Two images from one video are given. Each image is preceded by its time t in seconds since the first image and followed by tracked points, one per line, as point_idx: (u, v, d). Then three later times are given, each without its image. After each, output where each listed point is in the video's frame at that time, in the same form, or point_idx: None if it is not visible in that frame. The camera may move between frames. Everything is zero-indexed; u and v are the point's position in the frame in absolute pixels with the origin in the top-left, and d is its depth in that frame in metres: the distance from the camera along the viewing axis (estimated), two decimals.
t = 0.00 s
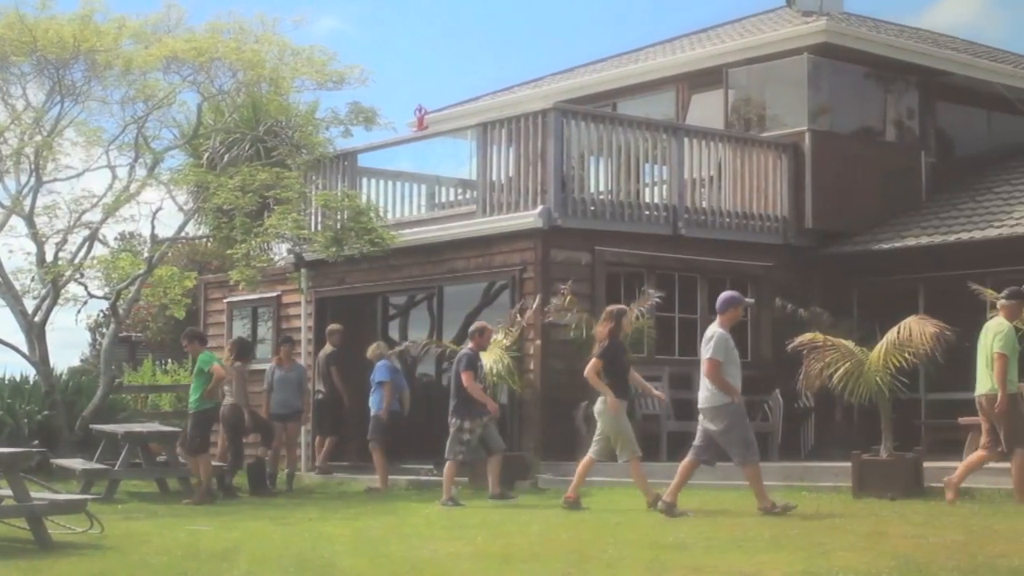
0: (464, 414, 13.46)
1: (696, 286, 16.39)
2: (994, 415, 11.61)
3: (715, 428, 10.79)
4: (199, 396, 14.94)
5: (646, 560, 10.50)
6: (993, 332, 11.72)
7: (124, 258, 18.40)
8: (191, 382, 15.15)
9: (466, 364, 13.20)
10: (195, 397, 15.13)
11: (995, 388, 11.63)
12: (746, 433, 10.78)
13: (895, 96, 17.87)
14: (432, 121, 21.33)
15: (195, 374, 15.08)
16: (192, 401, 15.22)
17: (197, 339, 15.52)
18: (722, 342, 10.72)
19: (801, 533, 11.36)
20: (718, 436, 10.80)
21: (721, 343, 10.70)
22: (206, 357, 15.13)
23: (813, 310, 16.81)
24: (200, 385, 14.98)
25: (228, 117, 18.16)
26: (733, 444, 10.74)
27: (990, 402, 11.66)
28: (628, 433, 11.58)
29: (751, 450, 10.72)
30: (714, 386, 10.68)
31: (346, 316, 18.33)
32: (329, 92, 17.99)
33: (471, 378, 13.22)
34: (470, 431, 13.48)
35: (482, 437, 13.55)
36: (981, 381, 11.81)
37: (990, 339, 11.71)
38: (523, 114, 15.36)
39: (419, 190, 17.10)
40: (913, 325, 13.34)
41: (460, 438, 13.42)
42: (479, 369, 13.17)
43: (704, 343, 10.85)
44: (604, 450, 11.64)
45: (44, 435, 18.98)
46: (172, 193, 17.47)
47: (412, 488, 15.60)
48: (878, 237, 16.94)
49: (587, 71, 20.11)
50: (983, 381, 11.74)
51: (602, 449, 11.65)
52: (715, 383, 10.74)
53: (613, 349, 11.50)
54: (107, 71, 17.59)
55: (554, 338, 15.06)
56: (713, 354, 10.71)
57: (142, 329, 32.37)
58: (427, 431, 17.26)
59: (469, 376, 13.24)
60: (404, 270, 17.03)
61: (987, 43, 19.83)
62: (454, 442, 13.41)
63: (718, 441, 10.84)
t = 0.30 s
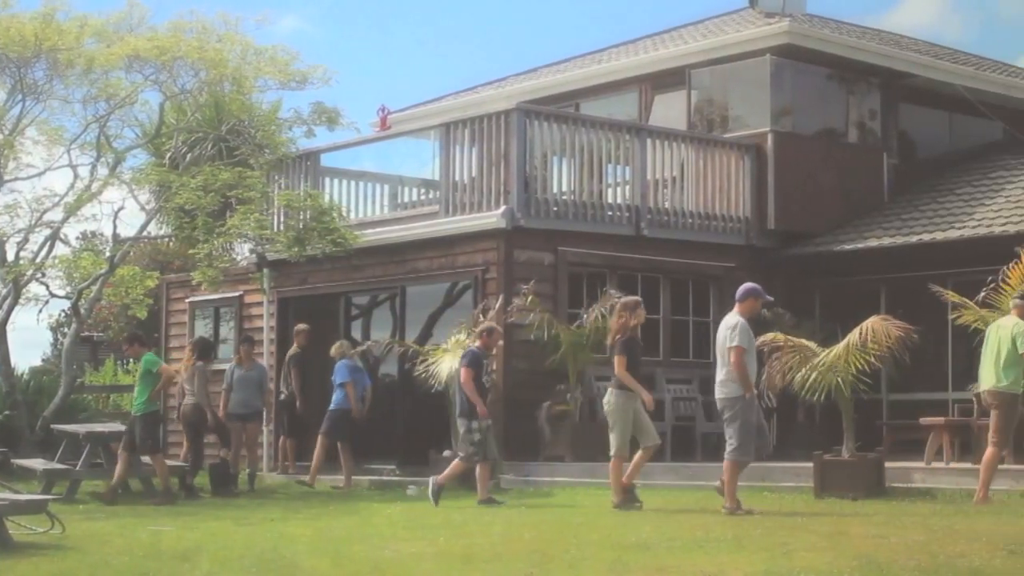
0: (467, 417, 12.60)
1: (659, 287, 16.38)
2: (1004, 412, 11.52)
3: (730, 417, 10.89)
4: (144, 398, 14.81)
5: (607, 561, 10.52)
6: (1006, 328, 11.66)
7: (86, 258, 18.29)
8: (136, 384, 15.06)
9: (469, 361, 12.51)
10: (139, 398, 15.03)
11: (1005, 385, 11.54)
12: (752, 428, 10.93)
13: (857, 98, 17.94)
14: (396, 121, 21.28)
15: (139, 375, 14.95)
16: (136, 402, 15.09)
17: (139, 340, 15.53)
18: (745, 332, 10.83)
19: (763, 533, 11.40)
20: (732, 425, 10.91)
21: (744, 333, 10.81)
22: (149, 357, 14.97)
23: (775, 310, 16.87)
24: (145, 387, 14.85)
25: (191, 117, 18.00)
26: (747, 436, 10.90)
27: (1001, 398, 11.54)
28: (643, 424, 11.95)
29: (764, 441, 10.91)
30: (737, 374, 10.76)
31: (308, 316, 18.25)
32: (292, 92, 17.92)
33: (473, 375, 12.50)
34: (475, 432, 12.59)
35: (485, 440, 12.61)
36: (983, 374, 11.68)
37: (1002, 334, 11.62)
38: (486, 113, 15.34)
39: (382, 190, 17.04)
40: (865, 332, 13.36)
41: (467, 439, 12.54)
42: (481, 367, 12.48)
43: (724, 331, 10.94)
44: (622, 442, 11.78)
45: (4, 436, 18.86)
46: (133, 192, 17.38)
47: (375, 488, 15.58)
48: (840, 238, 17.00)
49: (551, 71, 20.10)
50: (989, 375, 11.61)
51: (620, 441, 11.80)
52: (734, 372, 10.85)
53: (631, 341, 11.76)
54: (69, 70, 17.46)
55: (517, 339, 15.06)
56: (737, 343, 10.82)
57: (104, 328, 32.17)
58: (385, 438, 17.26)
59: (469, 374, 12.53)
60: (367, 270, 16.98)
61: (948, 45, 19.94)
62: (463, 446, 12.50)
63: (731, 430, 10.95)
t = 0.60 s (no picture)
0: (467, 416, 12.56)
1: (621, 287, 16.40)
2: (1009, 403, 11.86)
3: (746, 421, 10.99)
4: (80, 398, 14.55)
5: (568, 561, 10.53)
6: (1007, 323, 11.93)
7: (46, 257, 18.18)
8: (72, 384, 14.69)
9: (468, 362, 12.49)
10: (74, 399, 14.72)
11: (1011, 376, 11.89)
12: (760, 433, 11.02)
13: (819, 99, 18.01)
14: (359, 121, 21.23)
15: (75, 374, 14.65)
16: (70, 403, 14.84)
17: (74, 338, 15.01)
18: (767, 339, 10.90)
19: (725, 533, 11.42)
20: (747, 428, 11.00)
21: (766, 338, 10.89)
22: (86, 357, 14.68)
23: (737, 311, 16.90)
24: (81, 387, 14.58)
25: (154, 115, 17.84)
26: (751, 440, 10.97)
27: (1006, 391, 11.88)
28: (655, 431, 11.26)
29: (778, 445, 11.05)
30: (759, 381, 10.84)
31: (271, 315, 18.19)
32: (255, 91, 17.85)
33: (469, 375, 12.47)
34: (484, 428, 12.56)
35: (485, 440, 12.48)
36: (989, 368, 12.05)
37: (1004, 329, 11.93)
38: (449, 113, 15.31)
39: (345, 190, 16.97)
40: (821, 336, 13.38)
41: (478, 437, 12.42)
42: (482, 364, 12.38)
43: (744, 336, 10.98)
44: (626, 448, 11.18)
45: None
46: (95, 191, 17.28)
47: (337, 488, 15.56)
48: (802, 239, 17.05)
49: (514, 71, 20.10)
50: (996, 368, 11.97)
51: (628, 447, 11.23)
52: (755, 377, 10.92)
53: (644, 344, 11.12)
54: (30, 68, 17.33)
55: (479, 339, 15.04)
56: (759, 348, 10.89)
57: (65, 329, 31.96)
58: (347, 439, 17.24)
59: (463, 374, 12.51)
60: (329, 270, 16.93)
61: (910, 47, 20.04)
62: (477, 443, 12.32)
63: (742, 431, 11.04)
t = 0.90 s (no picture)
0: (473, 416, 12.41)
1: (583, 287, 16.41)
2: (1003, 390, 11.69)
3: (768, 414, 10.96)
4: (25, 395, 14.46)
5: (531, 561, 10.55)
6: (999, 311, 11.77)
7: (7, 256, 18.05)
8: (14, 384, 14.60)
9: (472, 360, 12.33)
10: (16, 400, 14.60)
11: (1006, 363, 11.72)
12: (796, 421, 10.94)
13: (781, 100, 18.09)
14: (321, 121, 21.18)
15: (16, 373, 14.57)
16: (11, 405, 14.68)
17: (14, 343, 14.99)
18: (778, 330, 10.89)
19: (686, 533, 11.45)
20: (771, 421, 10.97)
21: (778, 328, 10.88)
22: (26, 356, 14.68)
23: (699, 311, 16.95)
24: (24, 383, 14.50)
25: (115, 115, 17.71)
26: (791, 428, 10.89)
27: (998, 378, 11.71)
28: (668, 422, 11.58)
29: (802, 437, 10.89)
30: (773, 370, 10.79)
31: (232, 316, 18.09)
32: (217, 91, 17.78)
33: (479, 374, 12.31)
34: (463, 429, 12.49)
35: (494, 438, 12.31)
36: (980, 355, 11.88)
37: (996, 318, 11.79)
38: (412, 113, 15.27)
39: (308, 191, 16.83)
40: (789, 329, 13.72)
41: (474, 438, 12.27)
42: (490, 361, 12.12)
43: (756, 330, 11.00)
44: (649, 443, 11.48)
45: None
46: (56, 190, 17.18)
47: (299, 488, 15.53)
48: (764, 240, 17.11)
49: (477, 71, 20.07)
50: (989, 356, 11.80)
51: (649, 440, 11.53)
52: (770, 368, 10.91)
53: (655, 340, 11.45)
54: None
55: (441, 339, 15.02)
56: (771, 339, 10.88)
57: (27, 329, 31.74)
58: (310, 438, 17.17)
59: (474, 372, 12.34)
60: (291, 270, 16.87)
61: (872, 49, 20.14)
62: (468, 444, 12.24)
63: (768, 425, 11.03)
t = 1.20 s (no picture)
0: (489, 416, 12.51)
1: (548, 287, 16.42)
2: (991, 378, 12.19)
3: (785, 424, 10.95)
4: None
5: (495, 561, 10.56)
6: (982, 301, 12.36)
7: None
8: None
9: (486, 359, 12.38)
10: None
11: (996, 353, 12.23)
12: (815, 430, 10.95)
13: (746, 101, 18.14)
14: (286, 119, 21.13)
15: None
16: None
17: None
18: (794, 339, 10.88)
19: (651, 533, 11.48)
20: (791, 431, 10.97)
21: (794, 339, 10.87)
22: None
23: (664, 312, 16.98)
24: None
25: (79, 114, 17.64)
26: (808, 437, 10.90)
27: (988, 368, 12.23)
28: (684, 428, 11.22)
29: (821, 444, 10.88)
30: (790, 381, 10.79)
31: (197, 316, 18.06)
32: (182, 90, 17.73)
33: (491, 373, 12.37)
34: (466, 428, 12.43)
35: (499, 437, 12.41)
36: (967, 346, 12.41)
37: (981, 314, 12.34)
38: (377, 113, 15.24)
39: (272, 191, 16.79)
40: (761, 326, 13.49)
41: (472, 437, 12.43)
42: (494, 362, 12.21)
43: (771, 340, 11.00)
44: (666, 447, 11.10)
45: None
46: (20, 189, 17.12)
47: (264, 488, 15.49)
48: (729, 240, 17.15)
49: (442, 70, 20.07)
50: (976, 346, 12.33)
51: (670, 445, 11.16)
52: (787, 378, 10.90)
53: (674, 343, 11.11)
54: None
55: (407, 340, 15.01)
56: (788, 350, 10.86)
57: None
58: (276, 438, 17.13)
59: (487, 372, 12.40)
60: (255, 270, 16.83)
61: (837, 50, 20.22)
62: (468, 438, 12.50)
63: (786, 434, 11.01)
